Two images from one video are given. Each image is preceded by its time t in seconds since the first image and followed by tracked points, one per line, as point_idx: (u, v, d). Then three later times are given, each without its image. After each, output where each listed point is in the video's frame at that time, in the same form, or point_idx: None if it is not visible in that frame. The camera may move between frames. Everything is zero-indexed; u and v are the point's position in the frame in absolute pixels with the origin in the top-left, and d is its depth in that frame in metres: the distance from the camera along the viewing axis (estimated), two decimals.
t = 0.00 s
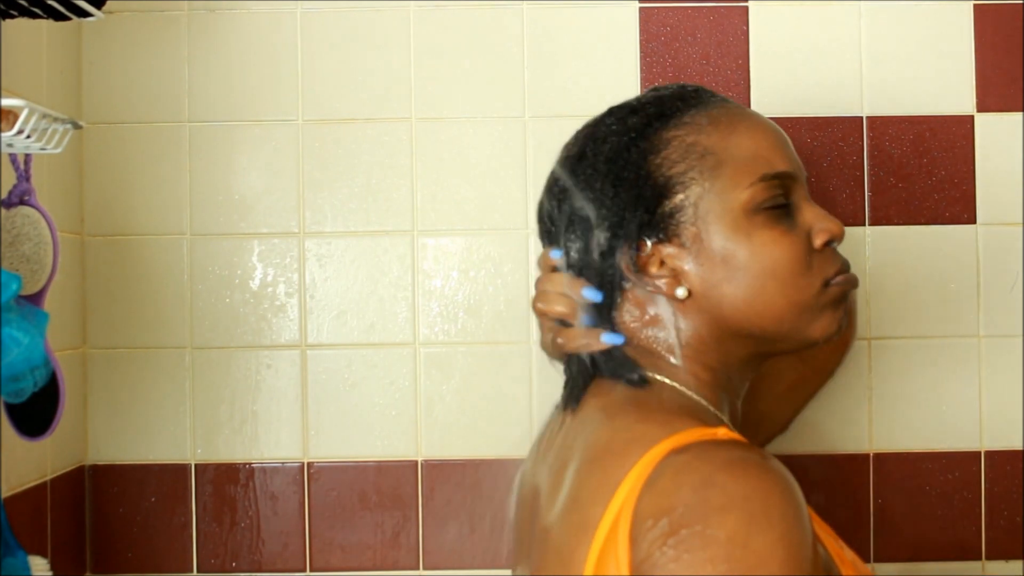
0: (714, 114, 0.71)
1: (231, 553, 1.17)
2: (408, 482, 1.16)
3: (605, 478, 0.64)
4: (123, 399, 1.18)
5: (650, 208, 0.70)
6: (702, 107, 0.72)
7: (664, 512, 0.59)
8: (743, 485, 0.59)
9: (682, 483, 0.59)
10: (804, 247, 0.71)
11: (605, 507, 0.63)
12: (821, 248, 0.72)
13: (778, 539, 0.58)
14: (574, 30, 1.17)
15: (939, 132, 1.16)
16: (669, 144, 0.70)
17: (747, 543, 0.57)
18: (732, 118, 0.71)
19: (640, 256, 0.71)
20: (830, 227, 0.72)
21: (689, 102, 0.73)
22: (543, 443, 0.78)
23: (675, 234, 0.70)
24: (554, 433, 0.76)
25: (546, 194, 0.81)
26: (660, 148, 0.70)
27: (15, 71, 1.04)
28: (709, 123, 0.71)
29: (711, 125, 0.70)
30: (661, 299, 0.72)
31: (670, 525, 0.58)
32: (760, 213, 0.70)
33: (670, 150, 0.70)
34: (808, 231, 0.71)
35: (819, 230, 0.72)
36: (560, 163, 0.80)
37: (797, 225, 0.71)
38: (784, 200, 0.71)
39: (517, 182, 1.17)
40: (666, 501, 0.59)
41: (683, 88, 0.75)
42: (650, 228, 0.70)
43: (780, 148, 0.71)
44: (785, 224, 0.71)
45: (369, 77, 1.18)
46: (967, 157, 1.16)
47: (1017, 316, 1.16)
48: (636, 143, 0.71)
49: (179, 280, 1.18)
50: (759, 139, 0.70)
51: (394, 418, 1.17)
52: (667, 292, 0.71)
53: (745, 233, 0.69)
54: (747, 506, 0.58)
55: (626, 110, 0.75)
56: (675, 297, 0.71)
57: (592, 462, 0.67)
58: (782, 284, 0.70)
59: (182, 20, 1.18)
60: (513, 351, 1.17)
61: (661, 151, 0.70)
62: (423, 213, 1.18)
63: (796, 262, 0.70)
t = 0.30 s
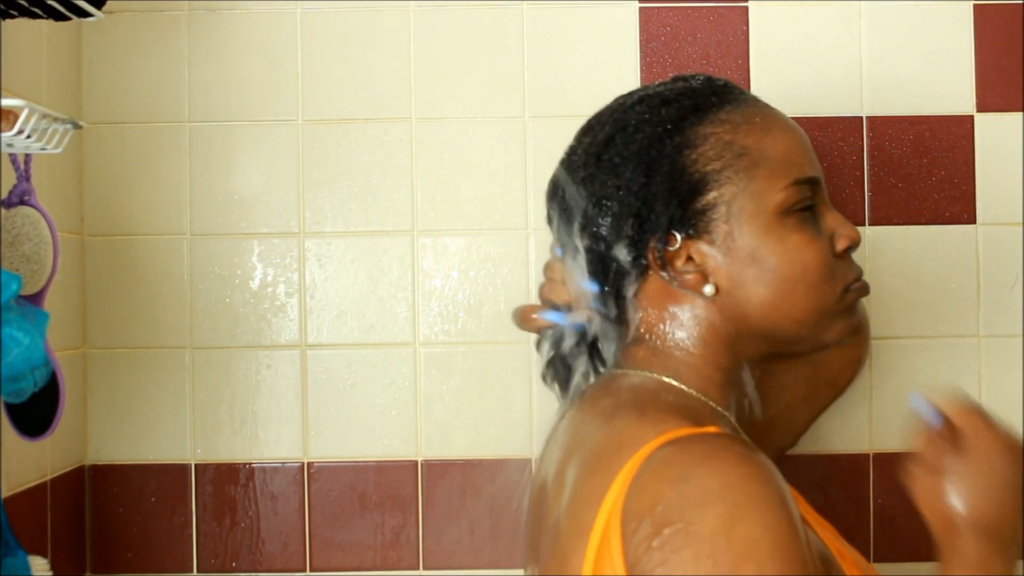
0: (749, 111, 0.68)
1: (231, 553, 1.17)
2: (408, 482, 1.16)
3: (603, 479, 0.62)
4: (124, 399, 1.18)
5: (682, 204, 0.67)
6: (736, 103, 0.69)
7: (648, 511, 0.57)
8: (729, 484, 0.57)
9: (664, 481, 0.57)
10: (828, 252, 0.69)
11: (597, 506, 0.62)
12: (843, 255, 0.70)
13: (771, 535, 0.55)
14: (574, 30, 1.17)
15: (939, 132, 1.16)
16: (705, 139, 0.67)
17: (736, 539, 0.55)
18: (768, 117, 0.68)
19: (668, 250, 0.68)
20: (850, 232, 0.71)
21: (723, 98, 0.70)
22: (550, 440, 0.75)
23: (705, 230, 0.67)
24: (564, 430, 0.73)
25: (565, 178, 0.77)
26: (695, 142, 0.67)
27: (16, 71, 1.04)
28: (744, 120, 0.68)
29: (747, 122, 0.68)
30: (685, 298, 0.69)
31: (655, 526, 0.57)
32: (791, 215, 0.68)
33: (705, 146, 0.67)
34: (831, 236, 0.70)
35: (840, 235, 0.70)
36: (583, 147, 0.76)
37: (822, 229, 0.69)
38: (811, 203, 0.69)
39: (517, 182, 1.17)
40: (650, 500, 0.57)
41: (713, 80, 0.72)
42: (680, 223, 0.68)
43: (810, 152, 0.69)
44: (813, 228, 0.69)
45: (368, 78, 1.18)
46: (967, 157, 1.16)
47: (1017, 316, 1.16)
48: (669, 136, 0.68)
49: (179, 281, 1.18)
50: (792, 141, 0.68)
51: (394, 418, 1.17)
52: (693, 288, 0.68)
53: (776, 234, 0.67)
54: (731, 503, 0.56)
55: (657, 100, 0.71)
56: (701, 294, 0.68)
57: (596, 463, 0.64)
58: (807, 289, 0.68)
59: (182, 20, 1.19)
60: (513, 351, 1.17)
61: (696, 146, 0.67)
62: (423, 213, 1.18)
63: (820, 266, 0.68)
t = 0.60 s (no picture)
0: (774, 117, 0.65)
1: (231, 553, 1.17)
2: (408, 482, 1.16)
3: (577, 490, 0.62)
4: (123, 399, 1.18)
5: (706, 203, 0.63)
6: (761, 108, 0.66)
7: (621, 533, 0.55)
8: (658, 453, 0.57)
9: (610, 494, 0.57)
10: (848, 263, 0.64)
11: (568, 544, 0.61)
12: (856, 265, 0.65)
13: (705, 458, 0.55)
14: (574, 30, 1.17)
15: (939, 132, 1.16)
16: (732, 141, 0.64)
17: (699, 499, 0.54)
18: (790, 124, 0.65)
19: (690, 249, 0.64)
20: (864, 243, 0.66)
21: (749, 101, 0.67)
22: (546, 465, 0.74)
23: (727, 231, 0.63)
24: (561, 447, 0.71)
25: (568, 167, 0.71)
26: (721, 143, 0.64)
27: (15, 71, 1.04)
28: (769, 126, 0.65)
29: (772, 127, 0.65)
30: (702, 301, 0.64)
31: (638, 536, 0.55)
32: (815, 222, 0.63)
33: (731, 147, 0.64)
34: (849, 245, 0.65)
35: (857, 243, 0.65)
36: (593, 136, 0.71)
37: (841, 239, 0.64)
38: (829, 212, 0.65)
39: (517, 182, 1.17)
40: (612, 512, 0.56)
41: (736, 85, 0.69)
42: (704, 222, 0.63)
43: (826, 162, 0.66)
44: (832, 234, 0.64)
45: (368, 78, 1.18)
46: (967, 157, 1.16)
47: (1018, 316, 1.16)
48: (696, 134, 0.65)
49: (179, 281, 1.18)
50: (812, 150, 0.65)
51: (394, 418, 1.17)
52: (711, 291, 0.64)
53: (799, 240, 0.62)
54: (668, 459, 0.56)
55: (683, 98, 0.68)
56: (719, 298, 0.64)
57: (578, 473, 0.63)
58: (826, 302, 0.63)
59: (181, 20, 1.19)
60: (513, 351, 1.17)
61: (723, 146, 0.64)
62: (423, 213, 1.18)
63: (842, 277, 0.63)
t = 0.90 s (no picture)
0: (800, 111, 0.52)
1: (231, 553, 1.17)
2: (408, 482, 1.16)
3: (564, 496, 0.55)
4: (123, 399, 1.18)
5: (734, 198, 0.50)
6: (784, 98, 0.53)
7: (597, 507, 0.48)
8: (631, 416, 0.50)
9: (586, 476, 0.50)
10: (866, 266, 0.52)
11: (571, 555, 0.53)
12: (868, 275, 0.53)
13: (649, 406, 0.47)
14: (575, 29, 1.17)
15: (939, 132, 1.16)
16: (761, 131, 0.50)
17: (646, 450, 0.45)
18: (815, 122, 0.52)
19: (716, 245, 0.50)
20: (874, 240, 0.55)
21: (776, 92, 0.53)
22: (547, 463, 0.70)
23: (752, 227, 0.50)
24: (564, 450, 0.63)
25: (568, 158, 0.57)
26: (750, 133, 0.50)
27: (15, 71, 1.04)
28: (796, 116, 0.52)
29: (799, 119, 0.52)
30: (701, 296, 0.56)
31: (615, 512, 0.47)
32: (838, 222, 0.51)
33: (761, 140, 0.50)
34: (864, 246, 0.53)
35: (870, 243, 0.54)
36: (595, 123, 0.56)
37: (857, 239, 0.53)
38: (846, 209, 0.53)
39: (518, 182, 1.17)
40: (597, 510, 0.48)
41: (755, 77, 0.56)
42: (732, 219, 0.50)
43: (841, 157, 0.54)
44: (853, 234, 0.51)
45: (368, 78, 1.18)
46: (967, 157, 1.16)
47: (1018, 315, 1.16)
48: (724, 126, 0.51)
49: (179, 281, 1.18)
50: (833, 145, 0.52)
51: (394, 418, 1.17)
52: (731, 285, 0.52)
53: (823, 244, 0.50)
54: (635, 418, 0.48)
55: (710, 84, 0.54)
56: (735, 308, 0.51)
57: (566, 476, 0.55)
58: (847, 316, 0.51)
59: (182, 20, 1.18)
60: (513, 351, 1.17)
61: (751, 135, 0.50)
62: (423, 213, 1.18)
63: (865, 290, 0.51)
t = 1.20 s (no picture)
0: (747, 100, 0.54)
1: (231, 553, 1.17)
2: (408, 482, 1.16)
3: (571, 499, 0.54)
4: (123, 399, 1.18)
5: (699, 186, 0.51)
6: (731, 89, 0.55)
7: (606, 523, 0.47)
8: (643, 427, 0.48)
9: (594, 485, 0.48)
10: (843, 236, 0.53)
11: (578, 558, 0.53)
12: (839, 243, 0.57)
13: (655, 426, 0.46)
14: (575, 29, 1.17)
15: (939, 133, 1.16)
16: (713, 122, 0.52)
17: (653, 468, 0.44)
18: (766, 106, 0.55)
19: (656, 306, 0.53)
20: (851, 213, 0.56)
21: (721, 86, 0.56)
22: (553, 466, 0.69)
23: (722, 214, 0.51)
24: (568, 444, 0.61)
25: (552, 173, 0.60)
26: (703, 126, 0.52)
27: (15, 71, 1.04)
28: (744, 105, 0.54)
29: (748, 108, 0.53)
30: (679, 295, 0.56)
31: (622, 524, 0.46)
32: (806, 200, 0.53)
33: (714, 128, 0.52)
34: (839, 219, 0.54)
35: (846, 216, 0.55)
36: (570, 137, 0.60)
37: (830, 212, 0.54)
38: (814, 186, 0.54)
39: (518, 182, 1.17)
40: (602, 516, 0.48)
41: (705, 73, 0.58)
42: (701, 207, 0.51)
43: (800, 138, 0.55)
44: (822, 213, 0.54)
45: (368, 78, 1.18)
46: (967, 157, 1.16)
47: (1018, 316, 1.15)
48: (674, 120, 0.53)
49: (179, 281, 1.18)
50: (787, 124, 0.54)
51: (394, 418, 1.17)
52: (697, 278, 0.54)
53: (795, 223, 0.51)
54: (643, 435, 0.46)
55: (657, 89, 0.56)
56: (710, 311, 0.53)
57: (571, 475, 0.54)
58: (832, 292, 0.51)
59: (182, 20, 1.19)
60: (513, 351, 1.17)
61: (705, 127, 0.52)
62: (423, 213, 1.17)
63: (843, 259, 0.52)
